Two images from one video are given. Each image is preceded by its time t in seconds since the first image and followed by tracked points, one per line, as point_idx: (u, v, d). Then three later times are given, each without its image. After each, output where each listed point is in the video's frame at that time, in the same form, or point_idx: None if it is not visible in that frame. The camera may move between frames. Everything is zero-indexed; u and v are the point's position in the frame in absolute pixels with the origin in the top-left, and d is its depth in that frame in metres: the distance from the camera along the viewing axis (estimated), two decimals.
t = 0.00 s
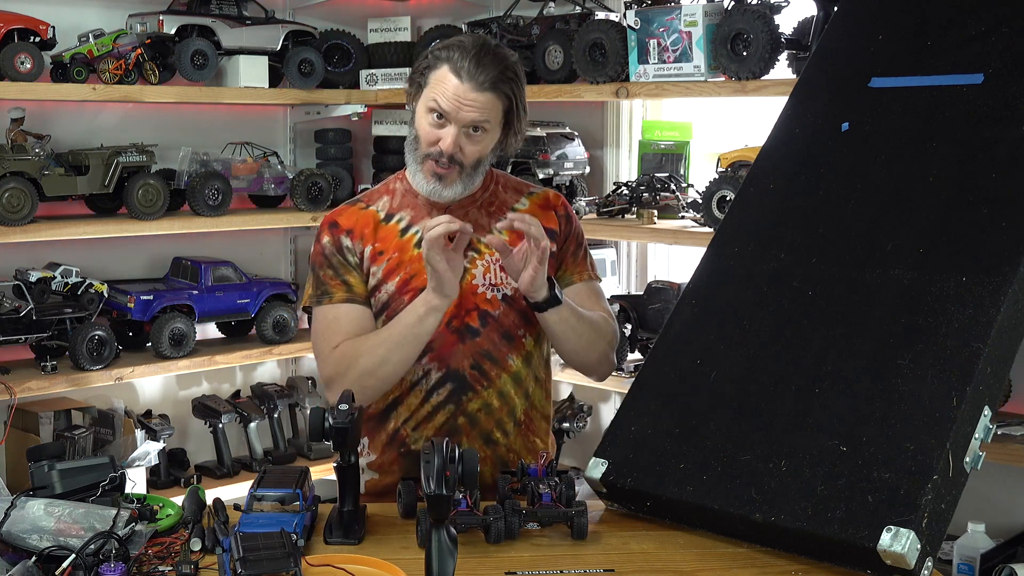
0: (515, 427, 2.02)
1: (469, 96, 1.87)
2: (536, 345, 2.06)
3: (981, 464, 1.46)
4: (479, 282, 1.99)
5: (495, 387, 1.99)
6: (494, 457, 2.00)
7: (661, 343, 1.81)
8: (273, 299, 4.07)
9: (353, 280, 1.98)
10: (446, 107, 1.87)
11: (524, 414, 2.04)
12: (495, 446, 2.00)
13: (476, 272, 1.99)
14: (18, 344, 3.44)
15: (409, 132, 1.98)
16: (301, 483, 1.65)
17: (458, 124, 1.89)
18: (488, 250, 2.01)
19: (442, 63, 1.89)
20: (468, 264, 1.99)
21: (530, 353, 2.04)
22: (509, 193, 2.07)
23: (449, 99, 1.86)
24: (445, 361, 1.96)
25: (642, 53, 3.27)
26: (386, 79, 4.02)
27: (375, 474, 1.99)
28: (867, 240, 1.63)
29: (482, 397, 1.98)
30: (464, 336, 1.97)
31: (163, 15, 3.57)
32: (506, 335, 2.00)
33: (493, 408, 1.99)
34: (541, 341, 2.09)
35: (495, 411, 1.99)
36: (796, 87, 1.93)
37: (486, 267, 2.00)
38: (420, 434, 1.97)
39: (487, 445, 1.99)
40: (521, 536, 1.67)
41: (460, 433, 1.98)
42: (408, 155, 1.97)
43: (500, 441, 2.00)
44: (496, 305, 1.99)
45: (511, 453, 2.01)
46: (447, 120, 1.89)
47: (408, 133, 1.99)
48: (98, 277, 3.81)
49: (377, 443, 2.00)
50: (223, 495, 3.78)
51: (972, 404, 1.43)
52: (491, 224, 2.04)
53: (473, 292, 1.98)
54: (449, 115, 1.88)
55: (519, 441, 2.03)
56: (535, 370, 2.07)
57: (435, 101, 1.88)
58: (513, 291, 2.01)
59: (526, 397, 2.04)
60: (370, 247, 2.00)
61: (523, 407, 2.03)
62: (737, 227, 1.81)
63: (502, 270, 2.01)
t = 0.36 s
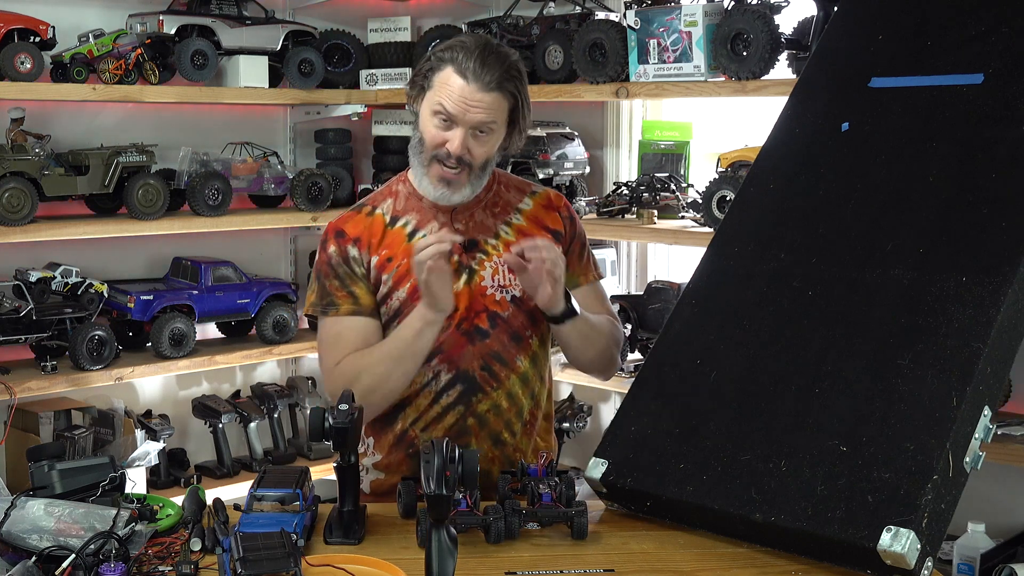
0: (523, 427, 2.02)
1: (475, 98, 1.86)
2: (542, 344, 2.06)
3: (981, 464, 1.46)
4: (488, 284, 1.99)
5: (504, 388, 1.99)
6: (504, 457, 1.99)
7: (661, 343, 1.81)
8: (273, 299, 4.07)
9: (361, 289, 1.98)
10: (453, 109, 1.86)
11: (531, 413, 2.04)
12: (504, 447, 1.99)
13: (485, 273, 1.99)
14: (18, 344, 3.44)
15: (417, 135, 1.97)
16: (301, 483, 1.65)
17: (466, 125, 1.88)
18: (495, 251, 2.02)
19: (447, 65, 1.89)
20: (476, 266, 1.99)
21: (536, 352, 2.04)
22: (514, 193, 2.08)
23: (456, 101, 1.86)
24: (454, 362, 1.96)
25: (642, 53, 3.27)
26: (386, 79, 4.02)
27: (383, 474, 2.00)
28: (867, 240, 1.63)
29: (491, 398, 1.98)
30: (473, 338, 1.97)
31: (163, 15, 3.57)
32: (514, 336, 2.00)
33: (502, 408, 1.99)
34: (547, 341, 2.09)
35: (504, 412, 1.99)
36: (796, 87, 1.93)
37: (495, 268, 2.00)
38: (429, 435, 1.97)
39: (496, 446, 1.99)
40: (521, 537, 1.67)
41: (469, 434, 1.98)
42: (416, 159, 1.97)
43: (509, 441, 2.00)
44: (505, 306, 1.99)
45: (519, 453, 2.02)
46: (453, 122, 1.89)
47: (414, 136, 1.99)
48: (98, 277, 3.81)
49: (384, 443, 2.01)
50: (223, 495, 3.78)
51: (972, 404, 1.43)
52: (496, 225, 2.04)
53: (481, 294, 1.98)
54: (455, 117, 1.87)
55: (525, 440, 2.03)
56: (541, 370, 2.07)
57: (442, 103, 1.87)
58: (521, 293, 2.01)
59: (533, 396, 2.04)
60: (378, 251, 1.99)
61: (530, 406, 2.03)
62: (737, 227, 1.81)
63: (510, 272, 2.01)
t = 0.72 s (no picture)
0: (525, 434, 2.04)
1: (500, 123, 1.81)
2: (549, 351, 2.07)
3: (981, 464, 1.46)
4: (495, 293, 1.98)
5: (508, 396, 2.00)
6: (506, 464, 2.00)
7: (661, 343, 1.81)
8: (273, 299, 4.07)
9: (331, 298, 2.03)
10: (477, 139, 1.82)
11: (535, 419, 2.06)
12: (505, 454, 2.01)
13: (493, 283, 1.99)
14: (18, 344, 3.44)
15: (437, 162, 1.92)
16: (301, 483, 1.65)
17: (494, 150, 1.84)
18: (505, 260, 2.01)
19: (464, 89, 1.82)
20: (484, 275, 1.98)
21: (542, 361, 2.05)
22: (526, 200, 2.07)
23: (482, 130, 1.81)
24: (459, 371, 1.97)
25: (642, 53, 3.27)
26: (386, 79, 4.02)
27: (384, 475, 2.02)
28: (867, 240, 1.63)
29: (494, 406, 1.99)
30: (478, 347, 1.97)
31: (163, 15, 3.58)
32: (519, 346, 2.00)
33: (504, 416, 2.00)
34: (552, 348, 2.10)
35: (506, 419, 2.00)
36: (796, 87, 1.93)
37: (503, 278, 1.99)
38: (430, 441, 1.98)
39: (498, 453, 2.00)
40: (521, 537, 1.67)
41: (471, 440, 1.99)
42: (440, 186, 1.93)
43: (511, 449, 2.01)
44: (511, 317, 1.99)
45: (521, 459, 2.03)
46: (479, 149, 1.84)
47: (433, 159, 1.94)
48: (98, 277, 3.81)
49: (387, 445, 2.03)
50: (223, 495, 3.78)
51: (972, 404, 1.43)
52: (507, 233, 2.03)
53: (488, 304, 1.98)
54: (483, 144, 1.83)
55: (527, 446, 2.04)
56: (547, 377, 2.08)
57: (467, 133, 1.82)
58: (530, 303, 2.01)
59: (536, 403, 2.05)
60: (382, 256, 2.00)
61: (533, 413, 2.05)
62: (737, 227, 1.81)
63: (518, 282, 2.00)
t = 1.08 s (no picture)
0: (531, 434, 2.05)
1: (490, 120, 1.82)
2: (556, 352, 2.07)
3: (981, 464, 1.47)
4: (501, 294, 1.99)
5: (513, 397, 2.01)
6: (510, 464, 2.02)
7: (661, 343, 1.81)
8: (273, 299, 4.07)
9: (348, 299, 2.02)
10: (469, 136, 1.83)
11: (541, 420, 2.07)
12: (512, 454, 2.02)
13: (499, 284, 1.99)
14: (18, 344, 3.44)
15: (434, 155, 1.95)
16: (301, 483, 1.65)
17: (486, 147, 1.86)
18: (512, 261, 2.01)
19: (457, 85, 1.84)
20: (491, 275, 1.99)
21: (549, 361, 2.06)
22: (535, 199, 2.07)
23: (472, 126, 1.82)
24: (463, 372, 1.98)
25: (642, 53, 3.27)
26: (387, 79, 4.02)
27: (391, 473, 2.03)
28: (866, 240, 1.63)
29: (500, 407, 2.00)
30: (483, 347, 1.98)
31: (163, 15, 3.58)
32: (525, 347, 2.01)
33: (510, 417, 2.01)
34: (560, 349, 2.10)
35: (512, 420, 2.01)
36: (796, 87, 1.92)
37: (510, 278, 2.00)
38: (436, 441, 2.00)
39: (504, 454, 2.01)
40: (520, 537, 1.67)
41: (476, 440, 2.00)
42: (436, 180, 1.96)
43: (517, 450, 2.02)
44: (517, 317, 1.99)
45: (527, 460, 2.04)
46: (471, 145, 1.86)
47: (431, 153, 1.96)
48: (98, 277, 3.81)
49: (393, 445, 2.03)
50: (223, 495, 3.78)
51: (972, 404, 1.43)
52: (515, 232, 2.03)
53: (495, 304, 1.98)
54: (474, 141, 1.84)
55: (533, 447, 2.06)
56: (554, 377, 2.08)
57: (457, 129, 1.84)
58: (536, 303, 2.01)
59: (543, 404, 2.06)
60: (390, 256, 2.00)
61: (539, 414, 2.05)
62: (737, 227, 1.81)
63: (524, 282, 2.01)
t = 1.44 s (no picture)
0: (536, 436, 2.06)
1: (511, 109, 1.82)
2: (566, 355, 2.07)
3: (981, 464, 1.47)
4: (517, 292, 2.00)
5: (521, 397, 2.02)
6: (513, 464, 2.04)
7: (661, 343, 1.81)
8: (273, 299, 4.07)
9: (383, 283, 2.00)
10: (489, 124, 1.83)
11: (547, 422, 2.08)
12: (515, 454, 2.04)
13: (515, 282, 2.00)
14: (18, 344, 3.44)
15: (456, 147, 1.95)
16: (301, 483, 1.65)
17: (507, 138, 1.85)
18: (530, 259, 2.01)
19: (480, 75, 1.84)
20: (509, 272, 2.00)
21: (559, 363, 2.06)
22: (558, 201, 2.07)
23: (493, 116, 1.82)
24: (474, 367, 1.99)
25: (642, 53, 3.27)
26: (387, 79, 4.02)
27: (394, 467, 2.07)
28: (866, 240, 1.63)
29: (507, 405, 2.01)
30: (496, 344, 1.99)
31: (163, 15, 3.58)
32: (536, 347, 2.02)
33: (517, 417, 2.02)
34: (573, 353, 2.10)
35: (518, 420, 2.03)
36: (796, 87, 1.92)
37: (526, 277, 2.00)
38: (442, 434, 2.02)
39: (508, 453, 2.03)
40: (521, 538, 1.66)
41: (482, 437, 2.02)
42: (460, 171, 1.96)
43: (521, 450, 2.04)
44: (531, 316, 2.00)
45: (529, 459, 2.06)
46: (492, 136, 1.86)
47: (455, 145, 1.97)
48: (98, 277, 3.81)
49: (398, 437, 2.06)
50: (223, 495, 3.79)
51: (973, 404, 1.43)
52: (535, 232, 2.03)
53: (509, 302, 1.99)
54: (495, 131, 1.84)
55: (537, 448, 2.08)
56: (563, 379, 2.09)
57: (478, 118, 1.84)
58: (549, 304, 2.02)
59: (550, 406, 2.07)
60: (415, 244, 2.01)
61: (546, 416, 2.06)
62: (737, 227, 1.81)
63: (540, 282, 2.01)
